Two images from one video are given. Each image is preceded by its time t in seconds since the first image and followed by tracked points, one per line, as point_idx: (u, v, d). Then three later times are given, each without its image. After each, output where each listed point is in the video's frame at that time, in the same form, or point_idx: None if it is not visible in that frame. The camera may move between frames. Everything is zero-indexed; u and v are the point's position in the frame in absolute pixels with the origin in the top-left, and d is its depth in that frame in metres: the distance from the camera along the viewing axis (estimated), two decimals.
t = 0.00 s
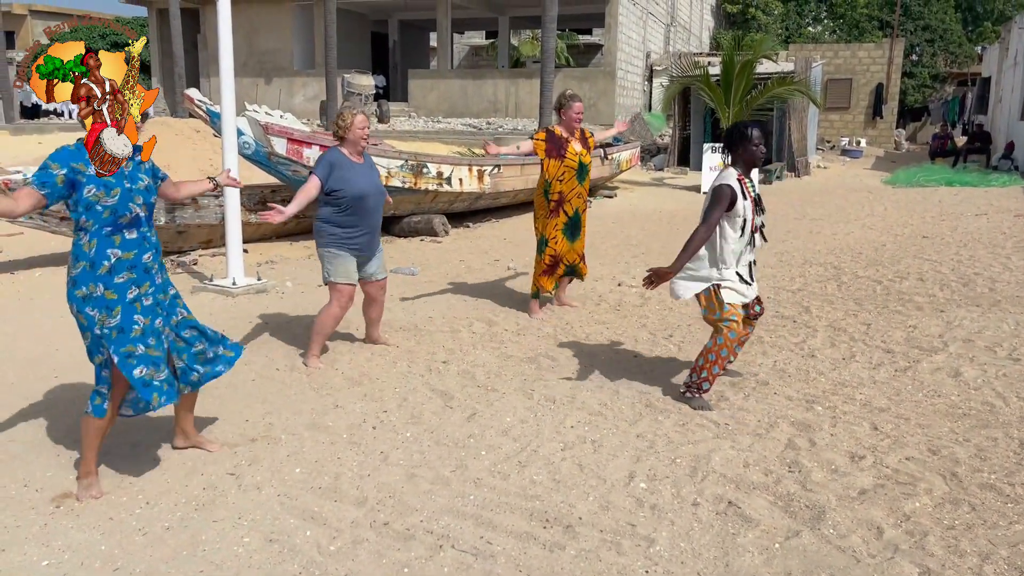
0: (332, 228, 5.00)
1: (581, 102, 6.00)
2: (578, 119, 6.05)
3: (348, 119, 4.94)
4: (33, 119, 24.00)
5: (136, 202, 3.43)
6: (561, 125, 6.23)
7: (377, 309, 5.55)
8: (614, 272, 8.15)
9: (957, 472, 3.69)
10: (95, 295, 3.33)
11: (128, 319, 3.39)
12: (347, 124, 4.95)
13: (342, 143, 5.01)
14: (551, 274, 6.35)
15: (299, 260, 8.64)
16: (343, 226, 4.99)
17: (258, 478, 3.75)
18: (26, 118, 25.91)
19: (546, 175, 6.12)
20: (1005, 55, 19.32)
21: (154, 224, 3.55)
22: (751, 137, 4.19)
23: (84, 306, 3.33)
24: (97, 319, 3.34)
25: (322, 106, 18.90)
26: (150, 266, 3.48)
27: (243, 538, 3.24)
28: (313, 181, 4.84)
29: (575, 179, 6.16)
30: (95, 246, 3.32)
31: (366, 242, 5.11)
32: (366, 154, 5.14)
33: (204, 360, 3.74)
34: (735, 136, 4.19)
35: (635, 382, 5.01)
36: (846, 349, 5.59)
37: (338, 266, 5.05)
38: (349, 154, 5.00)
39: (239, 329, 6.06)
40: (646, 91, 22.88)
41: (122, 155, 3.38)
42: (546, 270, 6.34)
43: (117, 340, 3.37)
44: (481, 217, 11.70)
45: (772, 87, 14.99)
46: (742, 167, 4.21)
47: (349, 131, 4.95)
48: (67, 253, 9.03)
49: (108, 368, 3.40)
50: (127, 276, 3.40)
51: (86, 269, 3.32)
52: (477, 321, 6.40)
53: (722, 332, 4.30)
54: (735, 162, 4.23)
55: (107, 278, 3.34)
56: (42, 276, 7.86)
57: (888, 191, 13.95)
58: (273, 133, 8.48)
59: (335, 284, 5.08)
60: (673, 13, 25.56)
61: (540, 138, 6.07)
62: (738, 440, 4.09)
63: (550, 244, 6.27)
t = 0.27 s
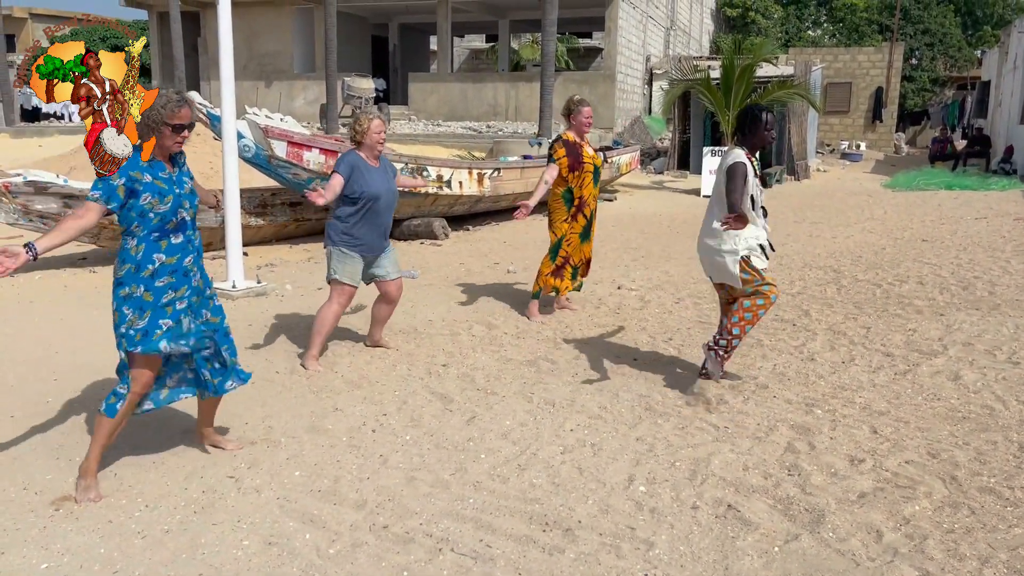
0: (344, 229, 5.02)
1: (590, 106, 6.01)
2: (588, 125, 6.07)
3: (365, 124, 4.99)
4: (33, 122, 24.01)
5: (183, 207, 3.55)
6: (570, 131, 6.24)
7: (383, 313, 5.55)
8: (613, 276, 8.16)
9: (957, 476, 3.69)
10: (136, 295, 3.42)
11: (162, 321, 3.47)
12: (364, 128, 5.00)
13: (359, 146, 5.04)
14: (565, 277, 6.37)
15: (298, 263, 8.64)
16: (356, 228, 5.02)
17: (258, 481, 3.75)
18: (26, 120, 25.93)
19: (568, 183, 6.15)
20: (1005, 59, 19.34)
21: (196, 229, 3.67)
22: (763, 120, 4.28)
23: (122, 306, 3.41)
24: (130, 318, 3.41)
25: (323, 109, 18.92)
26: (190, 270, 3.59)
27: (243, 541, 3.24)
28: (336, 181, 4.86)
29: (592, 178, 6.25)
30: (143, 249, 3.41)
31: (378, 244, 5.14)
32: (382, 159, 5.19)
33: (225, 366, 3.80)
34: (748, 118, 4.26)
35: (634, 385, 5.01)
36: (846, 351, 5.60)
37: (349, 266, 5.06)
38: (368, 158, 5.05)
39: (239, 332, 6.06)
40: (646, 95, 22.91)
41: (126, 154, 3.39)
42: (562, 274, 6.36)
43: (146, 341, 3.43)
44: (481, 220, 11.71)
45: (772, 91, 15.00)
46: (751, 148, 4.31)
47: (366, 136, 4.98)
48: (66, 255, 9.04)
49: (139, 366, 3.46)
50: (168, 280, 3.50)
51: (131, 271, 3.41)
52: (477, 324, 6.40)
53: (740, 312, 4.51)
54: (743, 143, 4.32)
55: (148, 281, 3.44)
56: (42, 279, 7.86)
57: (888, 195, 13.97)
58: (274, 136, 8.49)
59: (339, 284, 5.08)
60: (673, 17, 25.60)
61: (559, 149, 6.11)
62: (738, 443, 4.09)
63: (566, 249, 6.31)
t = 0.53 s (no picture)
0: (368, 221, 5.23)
1: (601, 110, 6.09)
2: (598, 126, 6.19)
3: (375, 118, 5.10)
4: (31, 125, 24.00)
5: (205, 194, 3.63)
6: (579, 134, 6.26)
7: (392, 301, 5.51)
8: (612, 279, 8.16)
9: (956, 479, 3.68)
10: (176, 277, 3.60)
11: (210, 297, 3.63)
12: (374, 123, 5.11)
13: (369, 141, 5.15)
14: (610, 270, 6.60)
15: (297, 266, 8.64)
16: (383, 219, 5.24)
17: (257, 484, 3.75)
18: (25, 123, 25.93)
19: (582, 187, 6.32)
20: (1004, 63, 19.36)
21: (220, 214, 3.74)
22: (762, 131, 4.45)
23: (170, 290, 3.61)
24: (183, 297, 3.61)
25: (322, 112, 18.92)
26: (218, 253, 3.69)
27: (241, 544, 3.23)
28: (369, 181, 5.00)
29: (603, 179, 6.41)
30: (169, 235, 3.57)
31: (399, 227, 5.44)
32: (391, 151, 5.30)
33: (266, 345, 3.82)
34: (747, 131, 4.46)
35: (633, 388, 5.01)
36: (845, 355, 5.60)
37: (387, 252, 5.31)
38: (377, 153, 5.15)
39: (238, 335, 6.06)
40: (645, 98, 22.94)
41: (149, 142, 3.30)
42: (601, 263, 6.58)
43: (205, 316, 3.63)
44: (480, 224, 11.71)
45: (772, 94, 15.01)
46: (752, 159, 4.49)
47: (377, 130, 5.10)
48: (65, 259, 9.03)
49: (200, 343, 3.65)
50: (199, 262, 3.63)
51: (163, 257, 3.60)
52: (477, 327, 6.40)
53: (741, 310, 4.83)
54: (744, 154, 4.51)
55: (181, 264, 3.60)
56: (41, 282, 7.86)
57: (887, 198, 13.99)
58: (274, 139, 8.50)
59: (386, 271, 5.31)
60: (672, 21, 25.64)
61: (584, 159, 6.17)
62: (737, 447, 4.09)
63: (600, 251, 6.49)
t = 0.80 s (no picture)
0: (382, 240, 5.19)
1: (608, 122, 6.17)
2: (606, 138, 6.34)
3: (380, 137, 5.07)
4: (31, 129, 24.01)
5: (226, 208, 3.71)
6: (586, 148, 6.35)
7: (424, 313, 5.55)
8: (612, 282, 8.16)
9: (956, 483, 3.68)
10: (210, 293, 3.66)
11: (244, 308, 3.72)
12: (379, 141, 5.08)
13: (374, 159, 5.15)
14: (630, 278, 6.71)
15: (297, 270, 8.64)
16: (400, 237, 5.23)
17: (256, 489, 3.74)
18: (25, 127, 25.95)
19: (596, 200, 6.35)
20: (1003, 67, 19.40)
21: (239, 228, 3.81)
22: (774, 146, 4.56)
23: (204, 307, 3.66)
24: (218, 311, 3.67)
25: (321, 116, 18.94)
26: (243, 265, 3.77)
27: (240, 549, 3.22)
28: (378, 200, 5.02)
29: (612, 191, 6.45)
30: (197, 253, 3.63)
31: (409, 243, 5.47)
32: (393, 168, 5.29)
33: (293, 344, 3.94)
34: (760, 146, 4.54)
35: (632, 392, 5.00)
36: (845, 359, 5.59)
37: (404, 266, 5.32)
38: (383, 170, 5.15)
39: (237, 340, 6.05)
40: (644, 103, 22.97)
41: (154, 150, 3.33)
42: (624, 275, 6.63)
43: (243, 327, 3.71)
44: (480, 228, 11.71)
45: (771, 98, 15.03)
46: (766, 174, 4.60)
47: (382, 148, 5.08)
48: (64, 263, 9.03)
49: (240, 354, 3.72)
50: (230, 274, 3.70)
51: (192, 276, 3.64)
52: (477, 331, 6.39)
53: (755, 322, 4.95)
54: (757, 169, 4.62)
55: (213, 279, 3.65)
56: (39, 286, 7.86)
57: (886, 202, 14.00)
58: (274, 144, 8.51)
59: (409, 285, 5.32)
60: (671, 25, 25.69)
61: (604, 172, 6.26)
62: (736, 451, 4.08)
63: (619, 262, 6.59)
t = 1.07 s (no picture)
0: (370, 242, 5.18)
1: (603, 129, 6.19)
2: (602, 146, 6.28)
3: (375, 138, 5.11)
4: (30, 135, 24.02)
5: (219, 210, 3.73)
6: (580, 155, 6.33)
7: (415, 315, 5.50)
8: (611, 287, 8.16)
9: (955, 488, 3.67)
10: (204, 295, 3.67)
11: (238, 311, 3.75)
12: (375, 143, 5.12)
13: (370, 161, 5.17)
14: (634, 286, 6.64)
15: (296, 275, 8.63)
16: (389, 241, 5.22)
17: (254, 494, 3.73)
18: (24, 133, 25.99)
19: (590, 208, 6.43)
20: (1001, 71, 19.43)
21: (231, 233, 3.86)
22: (768, 136, 4.53)
23: (198, 309, 3.66)
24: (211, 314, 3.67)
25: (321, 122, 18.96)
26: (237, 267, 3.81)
27: (238, 555, 3.22)
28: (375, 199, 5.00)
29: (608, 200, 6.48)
30: (192, 255, 3.65)
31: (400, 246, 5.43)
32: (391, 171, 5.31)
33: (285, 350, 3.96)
34: (752, 136, 4.53)
35: (632, 396, 5.00)
36: (845, 364, 5.58)
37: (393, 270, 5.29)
38: (379, 172, 5.16)
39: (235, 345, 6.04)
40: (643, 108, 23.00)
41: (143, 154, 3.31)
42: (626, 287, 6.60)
43: (237, 329, 3.72)
44: (479, 233, 11.70)
45: (770, 103, 15.03)
46: (757, 164, 4.54)
47: (377, 150, 5.12)
48: (64, 268, 9.03)
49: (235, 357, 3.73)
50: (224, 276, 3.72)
51: (187, 278, 3.66)
52: (475, 336, 6.39)
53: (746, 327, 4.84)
54: (749, 159, 4.56)
55: (208, 282, 3.68)
56: (39, 291, 7.85)
57: (885, 206, 14.01)
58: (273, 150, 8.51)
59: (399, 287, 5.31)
60: (670, 30, 25.73)
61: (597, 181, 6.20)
62: (736, 457, 4.07)
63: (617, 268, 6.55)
